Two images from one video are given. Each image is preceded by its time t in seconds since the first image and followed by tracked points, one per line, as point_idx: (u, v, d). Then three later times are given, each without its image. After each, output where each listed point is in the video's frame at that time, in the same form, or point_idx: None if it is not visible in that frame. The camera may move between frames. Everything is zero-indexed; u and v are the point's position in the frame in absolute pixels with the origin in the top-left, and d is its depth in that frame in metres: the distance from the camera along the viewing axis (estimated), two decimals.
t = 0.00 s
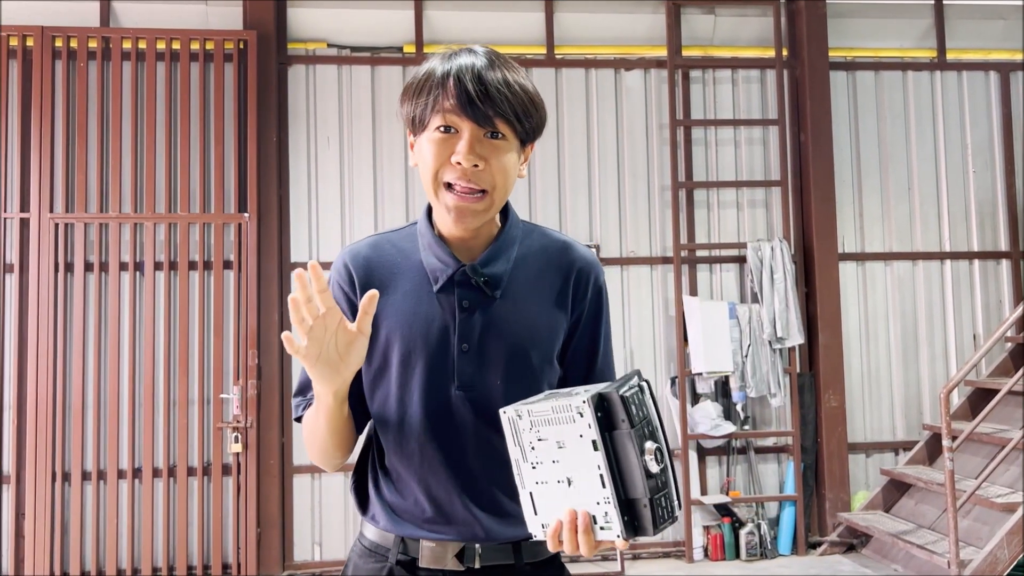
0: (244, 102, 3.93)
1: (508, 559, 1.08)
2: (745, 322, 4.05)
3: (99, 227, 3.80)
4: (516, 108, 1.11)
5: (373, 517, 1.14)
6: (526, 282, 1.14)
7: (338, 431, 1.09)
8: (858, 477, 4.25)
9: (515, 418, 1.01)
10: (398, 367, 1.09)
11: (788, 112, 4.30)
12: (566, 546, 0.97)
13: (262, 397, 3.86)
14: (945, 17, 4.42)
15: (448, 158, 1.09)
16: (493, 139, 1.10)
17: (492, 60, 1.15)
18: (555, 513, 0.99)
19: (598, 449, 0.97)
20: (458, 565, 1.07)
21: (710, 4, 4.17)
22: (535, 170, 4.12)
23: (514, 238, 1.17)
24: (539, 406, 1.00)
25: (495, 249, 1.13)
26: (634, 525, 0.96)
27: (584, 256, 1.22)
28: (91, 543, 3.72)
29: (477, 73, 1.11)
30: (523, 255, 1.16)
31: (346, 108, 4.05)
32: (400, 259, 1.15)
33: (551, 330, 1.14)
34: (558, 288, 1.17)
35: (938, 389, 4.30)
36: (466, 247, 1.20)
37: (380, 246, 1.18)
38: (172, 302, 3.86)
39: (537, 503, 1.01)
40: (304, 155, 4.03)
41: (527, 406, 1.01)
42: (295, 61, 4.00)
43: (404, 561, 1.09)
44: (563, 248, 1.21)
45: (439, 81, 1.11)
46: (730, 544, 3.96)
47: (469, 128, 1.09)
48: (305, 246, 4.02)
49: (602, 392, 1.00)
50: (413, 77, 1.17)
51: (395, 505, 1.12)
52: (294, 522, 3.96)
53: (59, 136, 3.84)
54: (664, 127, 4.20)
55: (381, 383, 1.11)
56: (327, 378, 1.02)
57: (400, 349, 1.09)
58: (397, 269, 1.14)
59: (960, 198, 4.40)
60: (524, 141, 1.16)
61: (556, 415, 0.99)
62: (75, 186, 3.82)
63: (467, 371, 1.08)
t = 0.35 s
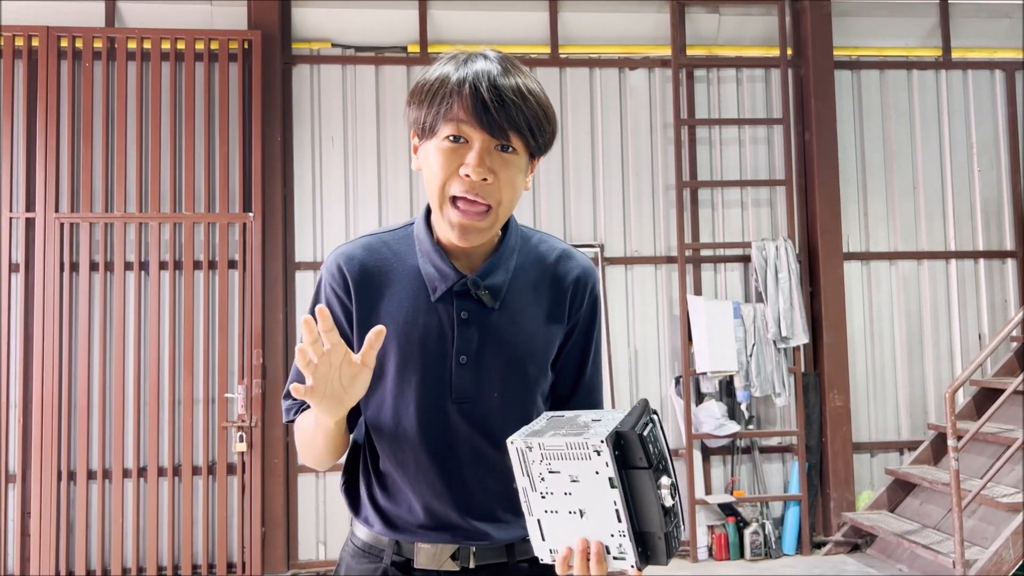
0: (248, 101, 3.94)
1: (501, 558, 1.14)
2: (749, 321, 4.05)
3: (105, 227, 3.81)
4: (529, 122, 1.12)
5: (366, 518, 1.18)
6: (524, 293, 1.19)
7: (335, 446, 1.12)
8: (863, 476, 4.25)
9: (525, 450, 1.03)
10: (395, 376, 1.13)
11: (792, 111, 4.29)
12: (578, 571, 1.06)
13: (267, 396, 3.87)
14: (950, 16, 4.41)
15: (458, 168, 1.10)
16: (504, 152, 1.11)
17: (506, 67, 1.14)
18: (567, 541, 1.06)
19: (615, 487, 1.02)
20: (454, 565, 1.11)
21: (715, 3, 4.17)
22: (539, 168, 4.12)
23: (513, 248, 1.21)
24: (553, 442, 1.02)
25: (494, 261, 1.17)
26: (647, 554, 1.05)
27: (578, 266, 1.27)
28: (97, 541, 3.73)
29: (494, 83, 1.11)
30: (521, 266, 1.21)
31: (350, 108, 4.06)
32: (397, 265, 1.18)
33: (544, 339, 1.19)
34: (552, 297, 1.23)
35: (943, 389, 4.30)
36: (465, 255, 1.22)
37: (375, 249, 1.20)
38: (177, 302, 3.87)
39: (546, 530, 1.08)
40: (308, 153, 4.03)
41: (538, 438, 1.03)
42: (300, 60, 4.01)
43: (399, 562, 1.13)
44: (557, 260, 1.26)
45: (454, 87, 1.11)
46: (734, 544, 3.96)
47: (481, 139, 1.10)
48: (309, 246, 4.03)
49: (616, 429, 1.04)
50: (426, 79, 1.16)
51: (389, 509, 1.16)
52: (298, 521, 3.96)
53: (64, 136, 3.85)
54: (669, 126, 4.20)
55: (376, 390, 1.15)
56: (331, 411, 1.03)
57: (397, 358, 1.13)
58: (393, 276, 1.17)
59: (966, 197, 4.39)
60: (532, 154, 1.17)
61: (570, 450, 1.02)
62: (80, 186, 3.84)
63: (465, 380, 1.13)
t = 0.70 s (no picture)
0: (251, 101, 3.94)
1: (509, 559, 1.11)
2: (752, 321, 4.04)
3: (108, 227, 3.81)
4: (535, 107, 1.13)
5: (372, 515, 1.15)
6: (533, 284, 1.18)
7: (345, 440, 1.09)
8: (866, 476, 4.25)
9: (536, 426, 1.03)
10: (404, 367, 1.11)
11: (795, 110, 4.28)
12: (581, 552, 1.03)
13: (270, 395, 3.87)
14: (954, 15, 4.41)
15: (466, 148, 1.09)
16: (512, 133, 1.11)
17: (511, 59, 1.17)
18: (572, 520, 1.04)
19: (623, 462, 1.02)
20: (461, 566, 1.09)
21: (718, 2, 4.17)
22: (542, 169, 4.13)
23: (521, 241, 1.21)
24: (564, 416, 1.03)
25: (502, 253, 1.16)
26: (651, 536, 1.03)
27: (587, 260, 1.27)
28: (100, 541, 3.73)
29: (499, 68, 1.13)
30: (530, 258, 1.20)
31: (353, 107, 4.06)
32: (406, 258, 1.16)
33: (553, 331, 1.17)
34: (562, 290, 1.22)
35: (947, 388, 4.29)
36: (475, 245, 1.22)
37: (385, 243, 1.19)
38: (180, 302, 3.87)
39: (551, 509, 1.06)
40: (311, 153, 4.03)
41: (550, 413, 1.04)
42: (302, 60, 4.01)
43: (405, 562, 1.10)
44: (566, 252, 1.25)
45: (460, 74, 1.13)
46: (737, 543, 3.95)
47: (488, 119, 1.10)
48: (312, 246, 4.03)
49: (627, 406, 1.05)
50: (432, 76, 1.18)
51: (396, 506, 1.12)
52: (301, 521, 3.96)
53: (68, 136, 3.85)
54: (671, 126, 4.20)
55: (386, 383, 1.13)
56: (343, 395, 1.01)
57: (407, 349, 1.10)
58: (403, 267, 1.15)
59: (969, 196, 4.38)
60: (538, 142, 1.17)
61: (581, 425, 1.03)
62: (84, 185, 3.84)
63: (474, 372, 1.10)
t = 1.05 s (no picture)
0: (251, 102, 3.95)
1: (523, 552, 1.09)
2: (751, 321, 4.04)
3: (107, 227, 3.81)
4: (534, 115, 1.12)
5: (392, 509, 1.14)
6: (546, 276, 1.17)
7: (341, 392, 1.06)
8: (866, 476, 4.26)
9: (552, 419, 1.03)
10: (417, 359, 1.10)
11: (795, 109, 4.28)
12: (597, 542, 1.01)
13: (270, 395, 3.87)
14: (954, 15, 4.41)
15: (468, 162, 1.10)
16: (512, 142, 1.11)
17: (510, 64, 1.15)
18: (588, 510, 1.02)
19: (637, 452, 1.00)
20: (475, 558, 1.07)
21: (717, 2, 4.17)
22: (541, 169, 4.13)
23: (533, 236, 1.19)
24: (579, 409, 1.02)
25: (513, 247, 1.15)
26: (666, 524, 1.01)
27: (601, 256, 1.25)
28: (100, 541, 3.73)
29: (497, 77, 1.12)
30: (542, 254, 1.19)
31: (353, 107, 4.06)
32: (423, 256, 1.17)
33: (567, 324, 1.15)
34: (576, 286, 1.20)
35: (946, 388, 4.29)
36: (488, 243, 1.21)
37: (405, 243, 1.20)
38: (179, 302, 3.88)
39: (567, 500, 1.04)
40: (311, 153, 4.03)
41: (565, 406, 1.03)
42: (302, 60, 4.01)
43: (422, 554, 1.08)
44: (580, 247, 1.24)
45: (459, 85, 1.12)
46: (737, 543, 3.96)
47: (489, 131, 1.10)
48: (312, 246, 4.03)
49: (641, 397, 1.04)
50: (434, 84, 1.18)
51: (412, 499, 1.11)
52: (301, 521, 3.96)
53: (67, 135, 3.85)
54: (671, 125, 4.20)
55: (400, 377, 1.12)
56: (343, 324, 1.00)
57: (420, 341, 1.10)
58: (419, 265, 1.16)
59: (969, 196, 4.39)
60: (542, 145, 1.17)
61: (595, 417, 1.02)
62: (84, 185, 3.84)
63: (485, 364, 1.09)
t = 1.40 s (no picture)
0: (249, 102, 3.95)
1: (546, 542, 1.09)
2: (749, 320, 4.06)
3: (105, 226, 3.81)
4: (571, 119, 1.13)
5: (415, 503, 1.14)
6: (567, 278, 1.18)
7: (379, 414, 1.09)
8: (862, 475, 4.27)
9: (576, 425, 1.03)
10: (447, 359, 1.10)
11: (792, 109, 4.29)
12: (626, 540, 1.04)
13: (267, 395, 3.88)
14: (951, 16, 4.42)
15: (503, 161, 1.10)
16: (547, 145, 1.12)
17: (549, 69, 1.16)
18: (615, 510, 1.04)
19: (663, 454, 1.01)
20: (501, 548, 1.07)
21: (715, 3, 4.18)
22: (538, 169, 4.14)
23: (555, 237, 1.20)
24: (603, 415, 1.02)
25: (538, 248, 1.15)
26: (693, 519, 1.03)
27: (617, 256, 1.27)
28: (97, 540, 3.74)
29: (537, 81, 1.13)
30: (564, 255, 1.20)
31: (351, 107, 4.06)
32: (447, 256, 1.15)
33: (587, 325, 1.18)
34: (596, 287, 1.22)
35: (942, 388, 4.30)
36: (510, 243, 1.20)
37: (425, 242, 1.17)
38: (177, 302, 3.88)
39: (594, 501, 1.06)
40: (309, 153, 4.04)
41: (588, 412, 1.03)
42: (300, 59, 4.01)
43: (448, 546, 1.08)
44: (598, 248, 1.25)
45: (498, 85, 1.13)
46: (733, 542, 3.97)
47: (525, 132, 1.10)
48: (309, 245, 4.03)
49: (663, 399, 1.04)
50: (471, 85, 1.18)
51: (437, 494, 1.11)
52: (298, 520, 3.97)
53: (65, 135, 3.86)
54: (669, 125, 4.21)
55: (426, 376, 1.12)
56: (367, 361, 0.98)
57: (450, 342, 1.10)
58: (444, 264, 1.14)
59: (965, 196, 4.40)
60: (574, 152, 1.18)
61: (619, 422, 1.02)
62: (81, 185, 3.84)
63: (514, 365, 1.09)
